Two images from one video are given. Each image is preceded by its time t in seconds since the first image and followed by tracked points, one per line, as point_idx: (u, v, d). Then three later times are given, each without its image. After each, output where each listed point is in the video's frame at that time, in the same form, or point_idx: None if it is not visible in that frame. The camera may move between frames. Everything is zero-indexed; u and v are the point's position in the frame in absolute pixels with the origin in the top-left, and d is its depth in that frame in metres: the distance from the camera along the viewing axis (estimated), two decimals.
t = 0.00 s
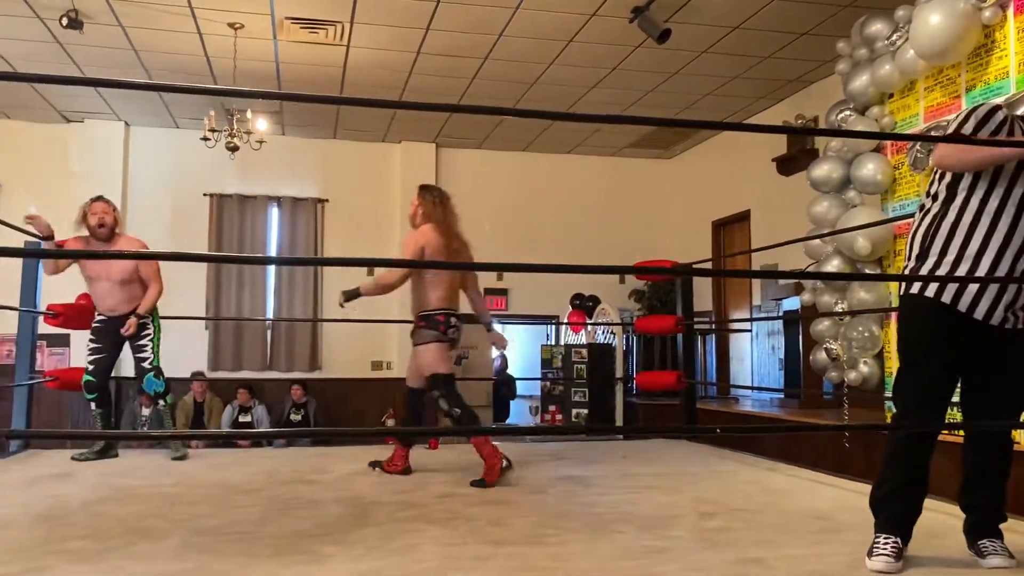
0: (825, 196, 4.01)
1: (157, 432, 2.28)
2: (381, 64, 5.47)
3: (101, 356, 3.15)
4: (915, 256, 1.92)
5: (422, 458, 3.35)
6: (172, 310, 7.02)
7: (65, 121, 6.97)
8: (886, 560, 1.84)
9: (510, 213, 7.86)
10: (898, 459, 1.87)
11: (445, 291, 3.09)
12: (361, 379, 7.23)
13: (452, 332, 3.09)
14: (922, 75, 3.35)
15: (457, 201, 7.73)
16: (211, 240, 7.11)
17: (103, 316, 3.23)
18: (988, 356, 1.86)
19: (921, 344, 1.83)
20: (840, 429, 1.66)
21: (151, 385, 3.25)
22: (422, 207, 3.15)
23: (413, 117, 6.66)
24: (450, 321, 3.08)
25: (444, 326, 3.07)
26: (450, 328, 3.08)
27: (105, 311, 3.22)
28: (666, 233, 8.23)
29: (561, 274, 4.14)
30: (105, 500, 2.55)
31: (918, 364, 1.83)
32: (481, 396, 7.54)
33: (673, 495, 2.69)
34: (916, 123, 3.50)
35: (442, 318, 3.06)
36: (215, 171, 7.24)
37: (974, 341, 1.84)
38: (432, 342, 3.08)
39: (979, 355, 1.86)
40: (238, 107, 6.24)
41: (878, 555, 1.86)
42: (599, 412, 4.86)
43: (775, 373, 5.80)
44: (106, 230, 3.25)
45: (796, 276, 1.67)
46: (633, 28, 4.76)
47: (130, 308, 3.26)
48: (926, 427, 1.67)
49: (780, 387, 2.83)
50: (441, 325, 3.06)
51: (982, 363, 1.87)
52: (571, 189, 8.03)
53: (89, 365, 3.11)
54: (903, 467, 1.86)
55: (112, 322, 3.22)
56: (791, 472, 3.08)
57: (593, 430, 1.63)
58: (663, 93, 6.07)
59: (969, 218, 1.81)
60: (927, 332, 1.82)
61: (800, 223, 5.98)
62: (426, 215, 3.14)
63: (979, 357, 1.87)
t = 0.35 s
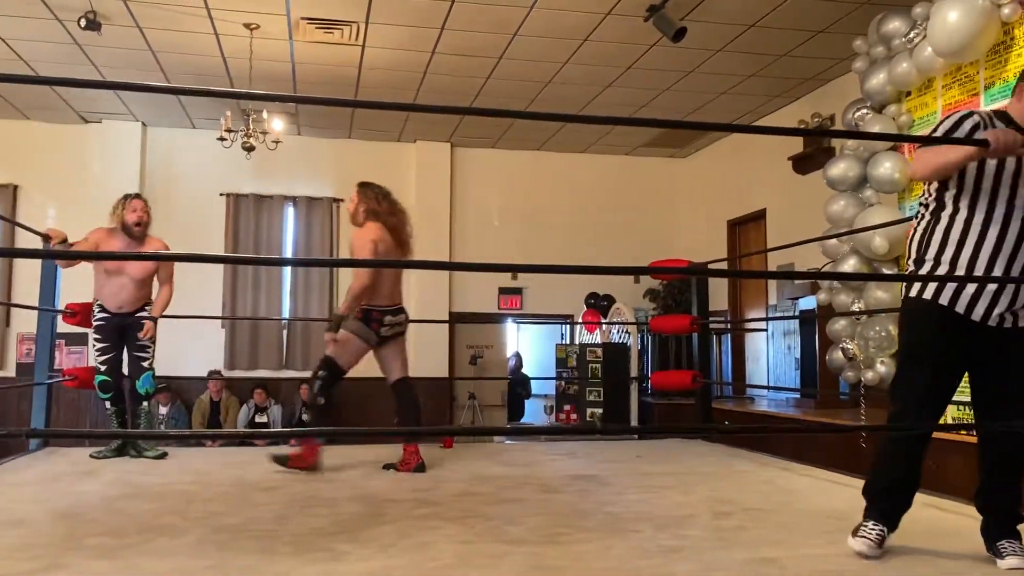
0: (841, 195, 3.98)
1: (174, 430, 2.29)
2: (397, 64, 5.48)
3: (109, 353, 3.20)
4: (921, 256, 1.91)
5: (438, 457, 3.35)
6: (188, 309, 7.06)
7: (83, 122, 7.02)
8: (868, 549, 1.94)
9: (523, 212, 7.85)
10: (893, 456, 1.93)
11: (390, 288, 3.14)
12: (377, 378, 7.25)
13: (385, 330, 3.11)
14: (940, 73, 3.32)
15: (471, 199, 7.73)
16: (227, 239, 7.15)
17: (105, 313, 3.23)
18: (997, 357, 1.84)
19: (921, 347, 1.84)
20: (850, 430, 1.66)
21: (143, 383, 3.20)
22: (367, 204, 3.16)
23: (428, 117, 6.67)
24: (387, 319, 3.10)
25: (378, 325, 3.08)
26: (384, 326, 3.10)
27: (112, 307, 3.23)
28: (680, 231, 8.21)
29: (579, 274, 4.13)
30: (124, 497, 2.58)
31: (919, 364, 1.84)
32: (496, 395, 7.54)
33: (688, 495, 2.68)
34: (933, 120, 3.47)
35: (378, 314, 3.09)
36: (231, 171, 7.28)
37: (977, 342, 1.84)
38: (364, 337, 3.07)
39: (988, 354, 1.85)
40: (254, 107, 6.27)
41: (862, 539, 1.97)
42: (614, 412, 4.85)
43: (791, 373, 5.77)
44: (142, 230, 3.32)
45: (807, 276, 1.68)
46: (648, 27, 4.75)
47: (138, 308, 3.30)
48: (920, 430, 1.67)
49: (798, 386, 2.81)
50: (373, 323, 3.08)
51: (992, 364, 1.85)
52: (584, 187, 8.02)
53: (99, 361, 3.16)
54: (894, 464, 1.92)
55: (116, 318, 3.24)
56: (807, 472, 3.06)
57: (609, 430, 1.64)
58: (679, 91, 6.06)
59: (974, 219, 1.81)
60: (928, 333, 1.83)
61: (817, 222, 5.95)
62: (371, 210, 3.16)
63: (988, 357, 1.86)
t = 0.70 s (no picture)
0: (857, 192, 3.96)
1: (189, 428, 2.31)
2: (410, 63, 5.49)
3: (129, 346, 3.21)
4: (903, 256, 1.92)
5: (450, 455, 3.35)
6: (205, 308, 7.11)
7: (100, 121, 7.07)
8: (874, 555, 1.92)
9: (536, 210, 7.85)
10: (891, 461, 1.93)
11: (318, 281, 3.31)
12: (391, 376, 7.27)
13: (316, 321, 3.29)
14: (957, 70, 3.29)
15: (484, 198, 7.74)
16: (243, 238, 7.18)
17: (124, 308, 3.24)
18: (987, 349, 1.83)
19: (903, 351, 1.85)
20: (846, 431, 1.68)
21: (161, 383, 3.22)
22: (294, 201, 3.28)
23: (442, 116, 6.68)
24: (318, 312, 3.27)
25: (310, 316, 3.27)
26: (316, 317, 3.28)
27: (133, 303, 3.25)
28: (692, 230, 8.18)
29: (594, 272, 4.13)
30: (140, 495, 2.59)
31: (903, 367, 1.85)
32: (509, 393, 7.54)
33: (702, 494, 2.67)
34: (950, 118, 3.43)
35: (309, 306, 3.27)
36: (247, 171, 7.32)
37: (967, 337, 1.83)
38: (300, 328, 3.27)
39: (978, 347, 1.84)
40: (269, 106, 6.30)
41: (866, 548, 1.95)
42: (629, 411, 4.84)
43: (806, 372, 5.75)
44: (176, 231, 3.37)
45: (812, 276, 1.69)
46: (662, 24, 4.74)
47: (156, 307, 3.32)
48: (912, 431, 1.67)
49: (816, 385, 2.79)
50: (304, 314, 3.26)
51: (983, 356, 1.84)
52: (596, 186, 8.00)
53: (120, 353, 3.18)
54: (890, 468, 1.92)
55: (135, 314, 3.25)
56: (823, 472, 3.04)
57: (621, 429, 1.65)
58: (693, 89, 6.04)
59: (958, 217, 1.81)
60: (908, 335, 1.85)
61: (832, 220, 5.91)
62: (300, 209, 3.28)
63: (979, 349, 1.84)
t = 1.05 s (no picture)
0: (872, 190, 3.94)
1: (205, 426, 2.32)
2: (424, 62, 5.50)
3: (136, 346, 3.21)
4: (904, 255, 1.92)
5: (464, 453, 3.35)
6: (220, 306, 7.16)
7: (117, 121, 7.12)
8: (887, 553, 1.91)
9: (548, 208, 7.84)
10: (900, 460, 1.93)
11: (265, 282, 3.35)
12: (404, 374, 7.29)
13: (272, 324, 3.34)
14: (973, 66, 3.26)
15: (497, 197, 7.74)
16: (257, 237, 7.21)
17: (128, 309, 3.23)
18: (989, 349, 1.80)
19: (901, 350, 1.86)
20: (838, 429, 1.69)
21: (171, 381, 3.25)
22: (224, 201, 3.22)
23: (456, 114, 6.69)
24: (271, 315, 3.32)
25: (267, 319, 3.31)
26: (271, 320, 3.33)
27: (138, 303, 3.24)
28: (705, 228, 8.15)
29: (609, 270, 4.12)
30: (157, 492, 2.61)
31: (902, 367, 1.86)
32: (522, 391, 7.55)
33: (716, 493, 2.67)
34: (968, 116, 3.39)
35: (265, 309, 3.32)
36: (262, 169, 7.35)
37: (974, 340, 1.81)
38: (258, 333, 3.31)
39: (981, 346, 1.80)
40: (283, 106, 6.33)
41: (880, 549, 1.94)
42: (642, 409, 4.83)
43: (821, 370, 5.72)
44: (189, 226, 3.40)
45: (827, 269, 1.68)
46: (677, 22, 4.72)
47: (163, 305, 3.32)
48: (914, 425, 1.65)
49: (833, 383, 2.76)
50: (263, 318, 3.30)
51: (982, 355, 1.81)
52: (608, 183, 7.98)
53: (127, 353, 3.18)
54: (898, 466, 1.93)
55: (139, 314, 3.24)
56: (838, 471, 3.03)
57: (635, 427, 1.64)
58: (708, 87, 6.02)
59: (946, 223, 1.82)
60: (906, 336, 1.86)
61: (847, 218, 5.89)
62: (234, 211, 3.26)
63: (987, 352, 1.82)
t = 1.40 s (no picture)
0: (887, 187, 3.92)
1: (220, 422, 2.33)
2: (437, 60, 5.50)
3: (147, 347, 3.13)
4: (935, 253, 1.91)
5: (477, 451, 3.35)
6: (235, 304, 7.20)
7: (132, 121, 7.17)
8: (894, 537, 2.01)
9: (560, 206, 7.84)
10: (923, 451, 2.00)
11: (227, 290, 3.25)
12: (418, 371, 7.31)
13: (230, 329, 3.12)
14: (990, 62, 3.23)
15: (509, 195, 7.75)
16: (271, 235, 7.24)
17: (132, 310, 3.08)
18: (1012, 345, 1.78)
19: (922, 350, 1.87)
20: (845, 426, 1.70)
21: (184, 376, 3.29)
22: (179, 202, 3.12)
23: (469, 112, 6.69)
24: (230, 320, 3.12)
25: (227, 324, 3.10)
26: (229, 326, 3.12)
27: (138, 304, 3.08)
28: (717, 226, 8.13)
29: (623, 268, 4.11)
30: (172, 488, 2.63)
31: (922, 366, 1.88)
32: (535, 390, 7.55)
33: (730, 491, 2.66)
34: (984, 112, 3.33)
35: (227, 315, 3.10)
36: (277, 168, 7.38)
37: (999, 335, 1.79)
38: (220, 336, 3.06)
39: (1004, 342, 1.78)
40: (297, 104, 6.36)
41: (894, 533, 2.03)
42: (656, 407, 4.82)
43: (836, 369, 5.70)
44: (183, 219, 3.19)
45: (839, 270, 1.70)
46: (691, 18, 4.71)
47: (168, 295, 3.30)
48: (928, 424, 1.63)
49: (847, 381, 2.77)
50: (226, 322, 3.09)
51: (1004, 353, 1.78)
52: (619, 181, 7.96)
53: (139, 352, 3.12)
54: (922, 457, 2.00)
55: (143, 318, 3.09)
56: (853, 469, 3.02)
57: (645, 424, 1.71)
58: (721, 84, 6.00)
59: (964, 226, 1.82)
60: (928, 335, 1.86)
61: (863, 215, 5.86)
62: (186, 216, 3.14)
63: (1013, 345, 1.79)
